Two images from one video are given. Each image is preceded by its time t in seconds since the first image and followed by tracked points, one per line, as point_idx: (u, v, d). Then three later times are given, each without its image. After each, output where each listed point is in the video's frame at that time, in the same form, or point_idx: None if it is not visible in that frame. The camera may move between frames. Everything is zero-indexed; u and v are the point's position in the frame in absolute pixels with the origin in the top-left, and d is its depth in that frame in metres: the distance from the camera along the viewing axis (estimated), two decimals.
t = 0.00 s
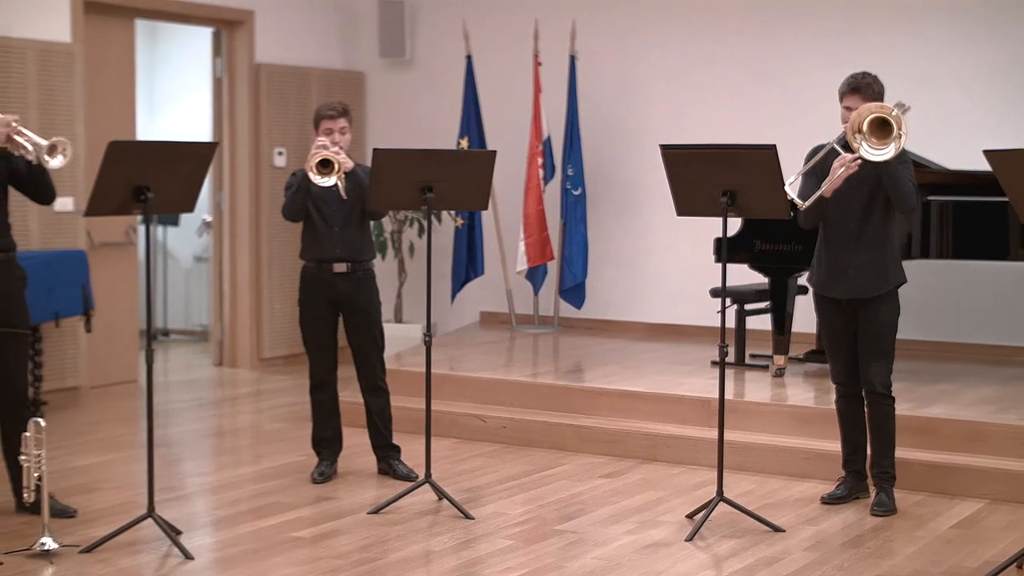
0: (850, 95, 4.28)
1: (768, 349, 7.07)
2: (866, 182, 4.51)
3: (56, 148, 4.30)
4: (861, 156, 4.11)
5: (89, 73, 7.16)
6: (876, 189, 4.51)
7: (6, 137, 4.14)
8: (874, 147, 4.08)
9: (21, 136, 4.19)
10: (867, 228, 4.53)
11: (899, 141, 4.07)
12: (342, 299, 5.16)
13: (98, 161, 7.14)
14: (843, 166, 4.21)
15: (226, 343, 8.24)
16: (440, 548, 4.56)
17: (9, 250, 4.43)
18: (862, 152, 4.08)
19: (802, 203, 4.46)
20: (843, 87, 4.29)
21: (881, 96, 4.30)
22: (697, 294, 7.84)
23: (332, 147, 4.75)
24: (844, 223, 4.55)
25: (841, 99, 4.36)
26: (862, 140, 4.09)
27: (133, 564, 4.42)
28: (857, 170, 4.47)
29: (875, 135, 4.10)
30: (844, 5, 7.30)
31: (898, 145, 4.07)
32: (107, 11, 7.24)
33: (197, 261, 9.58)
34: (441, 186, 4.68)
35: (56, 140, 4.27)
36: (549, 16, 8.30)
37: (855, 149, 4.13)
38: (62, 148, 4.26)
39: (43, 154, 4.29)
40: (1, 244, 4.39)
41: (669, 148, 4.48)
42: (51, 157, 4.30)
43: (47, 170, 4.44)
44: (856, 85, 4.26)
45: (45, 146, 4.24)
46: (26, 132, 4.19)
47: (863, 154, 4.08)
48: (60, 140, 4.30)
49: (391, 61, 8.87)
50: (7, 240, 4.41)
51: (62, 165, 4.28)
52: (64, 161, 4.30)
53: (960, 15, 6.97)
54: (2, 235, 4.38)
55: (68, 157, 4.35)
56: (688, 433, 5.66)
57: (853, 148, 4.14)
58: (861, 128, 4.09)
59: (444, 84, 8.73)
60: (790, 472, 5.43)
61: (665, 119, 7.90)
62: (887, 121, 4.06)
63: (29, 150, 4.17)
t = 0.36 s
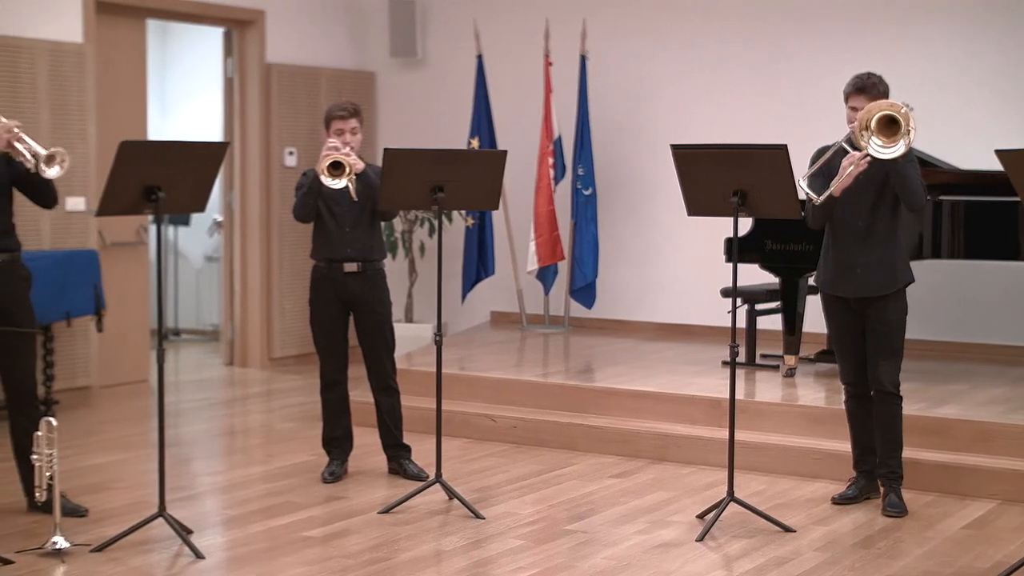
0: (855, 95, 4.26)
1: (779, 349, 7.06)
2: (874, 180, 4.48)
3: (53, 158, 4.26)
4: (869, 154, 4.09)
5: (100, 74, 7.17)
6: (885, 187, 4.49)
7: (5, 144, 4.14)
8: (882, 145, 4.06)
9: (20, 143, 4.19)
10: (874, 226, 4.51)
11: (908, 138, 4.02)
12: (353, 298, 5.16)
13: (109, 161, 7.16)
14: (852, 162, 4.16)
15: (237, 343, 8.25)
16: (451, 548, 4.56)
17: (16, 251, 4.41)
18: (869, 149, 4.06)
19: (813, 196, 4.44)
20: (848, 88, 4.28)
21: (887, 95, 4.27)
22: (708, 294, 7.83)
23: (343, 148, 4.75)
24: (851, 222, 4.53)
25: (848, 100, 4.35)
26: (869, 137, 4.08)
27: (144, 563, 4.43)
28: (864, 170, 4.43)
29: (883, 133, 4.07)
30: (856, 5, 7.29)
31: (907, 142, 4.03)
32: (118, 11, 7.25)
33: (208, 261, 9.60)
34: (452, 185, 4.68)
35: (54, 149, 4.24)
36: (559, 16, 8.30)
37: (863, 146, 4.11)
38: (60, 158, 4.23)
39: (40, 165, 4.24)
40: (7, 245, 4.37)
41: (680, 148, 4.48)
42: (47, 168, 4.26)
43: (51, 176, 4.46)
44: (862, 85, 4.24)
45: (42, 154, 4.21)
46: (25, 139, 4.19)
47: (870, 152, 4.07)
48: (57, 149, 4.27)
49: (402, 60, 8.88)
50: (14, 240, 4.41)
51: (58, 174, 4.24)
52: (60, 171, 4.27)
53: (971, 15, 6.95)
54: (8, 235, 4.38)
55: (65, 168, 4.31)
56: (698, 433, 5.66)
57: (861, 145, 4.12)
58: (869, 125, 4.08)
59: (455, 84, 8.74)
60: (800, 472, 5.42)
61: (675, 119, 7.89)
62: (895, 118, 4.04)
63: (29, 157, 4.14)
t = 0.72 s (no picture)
0: (862, 94, 4.25)
1: (790, 349, 7.06)
2: (884, 178, 4.48)
3: (38, 147, 4.31)
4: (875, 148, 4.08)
5: (111, 74, 7.18)
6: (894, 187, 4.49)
7: None
8: (889, 138, 4.06)
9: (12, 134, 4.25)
10: (884, 225, 4.50)
11: (915, 131, 4.03)
12: (364, 298, 5.15)
13: (121, 160, 7.17)
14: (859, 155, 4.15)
15: (248, 342, 8.26)
16: (462, 547, 4.56)
17: (19, 251, 4.41)
18: (876, 142, 4.06)
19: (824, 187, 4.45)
20: (855, 86, 4.27)
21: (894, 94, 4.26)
22: (718, 294, 7.83)
23: (357, 147, 4.75)
24: (860, 221, 4.52)
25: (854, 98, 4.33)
26: (876, 130, 4.07)
27: (155, 562, 4.43)
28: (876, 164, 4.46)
29: (890, 126, 4.07)
30: (867, 5, 7.28)
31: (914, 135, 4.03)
32: (129, 11, 7.26)
33: (219, 261, 9.61)
34: (462, 185, 4.68)
35: (38, 137, 4.29)
36: (570, 16, 8.29)
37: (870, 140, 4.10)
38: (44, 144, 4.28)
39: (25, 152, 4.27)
40: (12, 245, 4.38)
41: (692, 148, 4.47)
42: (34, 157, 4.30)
43: (53, 169, 4.45)
44: (869, 84, 4.23)
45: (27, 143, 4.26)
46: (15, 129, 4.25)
47: (876, 144, 4.06)
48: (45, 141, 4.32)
49: (413, 60, 8.88)
50: (19, 240, 4.41)
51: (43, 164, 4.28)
52: (45, 161, 4.30)
53: (983, 14, 6.94)
54: (13, 234, 4.38)
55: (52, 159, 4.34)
56: (709, 433, 5.65)
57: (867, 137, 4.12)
58: (875, 117, 4.07)
59: (466, 84, 8.74)
60: (812, 472, 5.42)
61: (686, 118, 7.88)
62: (902, 112, 4.04)
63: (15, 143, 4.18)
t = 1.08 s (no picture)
0: (874, 96, 4.23)
1: (801, 349, 7.05)
2: (895, 181, 4.46)
3: (42, 174, 4.25)
4: (890, 158, 4.08)
5: (124, 74, 7.19)
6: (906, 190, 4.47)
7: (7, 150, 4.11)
8: (903, 149, 4.05)
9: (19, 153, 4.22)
10: (894, 228, 4.49)
11: (928, 141, 4.04)
12: (376, 297, 5.15)
13: (133, 160, 7.18)
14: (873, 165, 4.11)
15: (260, 342, 8.28)
16: (473, 547, 4.56)
17: (22, 252, 4.40)
18: (891, 153, 4.05)
19: (835, 212, 4.41)
20: (867, 89, 4.24)
21: (906, 96, 4.25)
22: (729, 294, 7.82)
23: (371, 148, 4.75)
24: (870, 223, 4.51)
25: (865, 100, 4.31)
26: (891, 141, 4.06)
27: (167, 561, 4.44)
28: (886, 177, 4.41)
29: (904, 136, 4.07)
30: (879, 4, 7.27)
31: (928, 146, 4.04)
32: (142, 11, 7.27)
33: (231, 260, 9.62)
34: (474, 185, 4.68)
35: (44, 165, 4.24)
36: (581, 16, 8.29)
37: (884, 150, 4.09)
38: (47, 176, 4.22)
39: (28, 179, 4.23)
40: (16, 246, 4.38)
41: (706, 147, 4.46)
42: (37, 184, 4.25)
43: (55, 191, 4.38)
44: (882, 86, 4.21)
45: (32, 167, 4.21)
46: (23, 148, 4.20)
47: (892, 156, 4.05)
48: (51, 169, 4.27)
49: (424, 60, 8.89)
50: (22, 241, 4.41)
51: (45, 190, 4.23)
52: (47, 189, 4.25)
53: (996, 14, 6.92)
54: (18, 235, 4.38)
55: (55, 188, 4.29)
56: (721, 433, 5.65)
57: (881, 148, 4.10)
58: (890, 129, 4.06)
59: (477, 84, 8.75)
60: (823, 472, 5.41)
61: (697, 118, 7.88)
62: (916, 122, 4.03)
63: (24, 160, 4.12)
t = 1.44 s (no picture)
0: (892, 98, 4.23)
1: (815, 349, 7.03)
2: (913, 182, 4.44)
3: (76, 169, 4.35)
4: (906, 163, 4.06)
5: (138, 74, 7.21)
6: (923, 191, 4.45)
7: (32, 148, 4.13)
8: (920, 153, 4.04)
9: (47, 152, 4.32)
10: (909, 229, 4.48)
11: (945, 145, 4.01)
12: (389, 297, 5.15)
13: (147, 160, 7.19)
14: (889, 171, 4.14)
15: (274, 341, 8.29)
16: (486, 547, 4.56)
17: (41, 251, 4.42)
18: (908, 159, 4.03)
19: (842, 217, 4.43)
20: (885, 90, 4.23)
21: (924, 97, 4.23)
22: (742, 294, 7.81)
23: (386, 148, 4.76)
24: (885, 223, 4.49)
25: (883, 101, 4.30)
26: (907, 147, 4.05)
27: (181, 560, 4.45)
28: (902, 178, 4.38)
29: (920, 141, 4.05)
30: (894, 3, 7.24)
31: (944, 151, 4.02)
32: (156, 11, 7.28)
33: (245, 260, 9.64)
34: (487, 185, 4.68)
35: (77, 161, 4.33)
36: (594, 15, 8.29)
37: (900, 156, 4.08)
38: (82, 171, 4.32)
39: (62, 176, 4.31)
40: (33, 245, 4.39)
41: (720, 147, 4.44)
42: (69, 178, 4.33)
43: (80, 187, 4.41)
44: (900, 87, 4.20)
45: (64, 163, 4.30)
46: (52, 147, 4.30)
47: (908, 161, 4.04)
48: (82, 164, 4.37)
49: (437, 60, 8.90)
50: (40, 240, 4.42)
51: (80, 184, 4.31)
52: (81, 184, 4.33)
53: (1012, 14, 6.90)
54: (36, 235, 4.40)
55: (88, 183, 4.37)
56: (734, 433, 5.64)
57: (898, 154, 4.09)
58: (905, 135, 4.05)
59: (490, 84, 8.75)
60: (837, 473, 5.40)
61: (710, 118, 7.87)
62: (932, 126, 4.02)
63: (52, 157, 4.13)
